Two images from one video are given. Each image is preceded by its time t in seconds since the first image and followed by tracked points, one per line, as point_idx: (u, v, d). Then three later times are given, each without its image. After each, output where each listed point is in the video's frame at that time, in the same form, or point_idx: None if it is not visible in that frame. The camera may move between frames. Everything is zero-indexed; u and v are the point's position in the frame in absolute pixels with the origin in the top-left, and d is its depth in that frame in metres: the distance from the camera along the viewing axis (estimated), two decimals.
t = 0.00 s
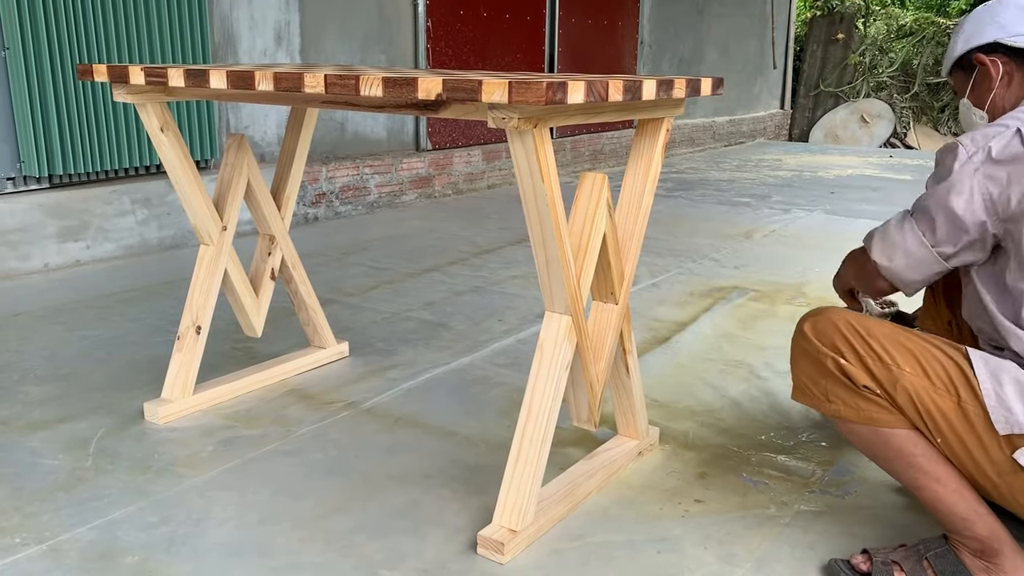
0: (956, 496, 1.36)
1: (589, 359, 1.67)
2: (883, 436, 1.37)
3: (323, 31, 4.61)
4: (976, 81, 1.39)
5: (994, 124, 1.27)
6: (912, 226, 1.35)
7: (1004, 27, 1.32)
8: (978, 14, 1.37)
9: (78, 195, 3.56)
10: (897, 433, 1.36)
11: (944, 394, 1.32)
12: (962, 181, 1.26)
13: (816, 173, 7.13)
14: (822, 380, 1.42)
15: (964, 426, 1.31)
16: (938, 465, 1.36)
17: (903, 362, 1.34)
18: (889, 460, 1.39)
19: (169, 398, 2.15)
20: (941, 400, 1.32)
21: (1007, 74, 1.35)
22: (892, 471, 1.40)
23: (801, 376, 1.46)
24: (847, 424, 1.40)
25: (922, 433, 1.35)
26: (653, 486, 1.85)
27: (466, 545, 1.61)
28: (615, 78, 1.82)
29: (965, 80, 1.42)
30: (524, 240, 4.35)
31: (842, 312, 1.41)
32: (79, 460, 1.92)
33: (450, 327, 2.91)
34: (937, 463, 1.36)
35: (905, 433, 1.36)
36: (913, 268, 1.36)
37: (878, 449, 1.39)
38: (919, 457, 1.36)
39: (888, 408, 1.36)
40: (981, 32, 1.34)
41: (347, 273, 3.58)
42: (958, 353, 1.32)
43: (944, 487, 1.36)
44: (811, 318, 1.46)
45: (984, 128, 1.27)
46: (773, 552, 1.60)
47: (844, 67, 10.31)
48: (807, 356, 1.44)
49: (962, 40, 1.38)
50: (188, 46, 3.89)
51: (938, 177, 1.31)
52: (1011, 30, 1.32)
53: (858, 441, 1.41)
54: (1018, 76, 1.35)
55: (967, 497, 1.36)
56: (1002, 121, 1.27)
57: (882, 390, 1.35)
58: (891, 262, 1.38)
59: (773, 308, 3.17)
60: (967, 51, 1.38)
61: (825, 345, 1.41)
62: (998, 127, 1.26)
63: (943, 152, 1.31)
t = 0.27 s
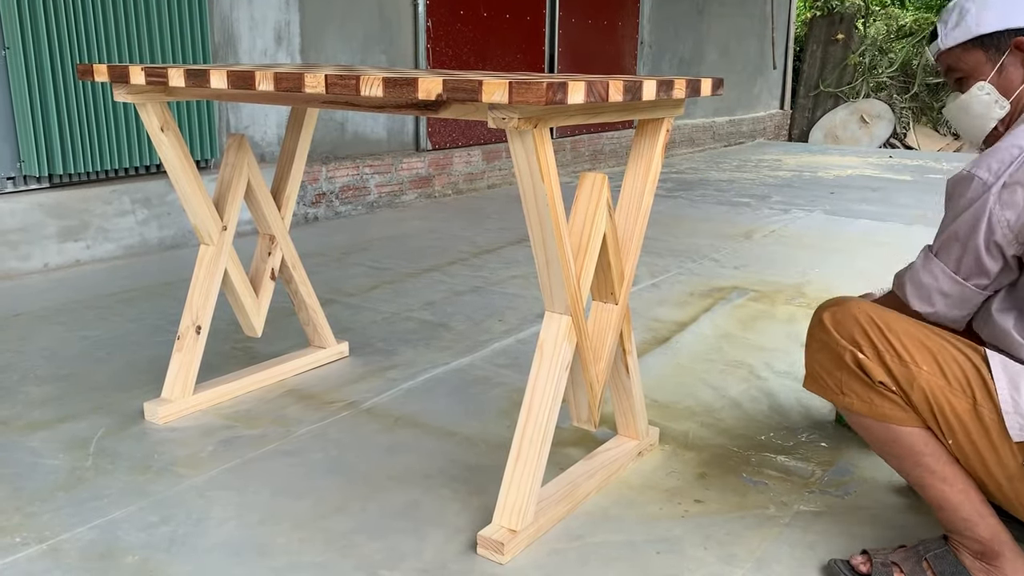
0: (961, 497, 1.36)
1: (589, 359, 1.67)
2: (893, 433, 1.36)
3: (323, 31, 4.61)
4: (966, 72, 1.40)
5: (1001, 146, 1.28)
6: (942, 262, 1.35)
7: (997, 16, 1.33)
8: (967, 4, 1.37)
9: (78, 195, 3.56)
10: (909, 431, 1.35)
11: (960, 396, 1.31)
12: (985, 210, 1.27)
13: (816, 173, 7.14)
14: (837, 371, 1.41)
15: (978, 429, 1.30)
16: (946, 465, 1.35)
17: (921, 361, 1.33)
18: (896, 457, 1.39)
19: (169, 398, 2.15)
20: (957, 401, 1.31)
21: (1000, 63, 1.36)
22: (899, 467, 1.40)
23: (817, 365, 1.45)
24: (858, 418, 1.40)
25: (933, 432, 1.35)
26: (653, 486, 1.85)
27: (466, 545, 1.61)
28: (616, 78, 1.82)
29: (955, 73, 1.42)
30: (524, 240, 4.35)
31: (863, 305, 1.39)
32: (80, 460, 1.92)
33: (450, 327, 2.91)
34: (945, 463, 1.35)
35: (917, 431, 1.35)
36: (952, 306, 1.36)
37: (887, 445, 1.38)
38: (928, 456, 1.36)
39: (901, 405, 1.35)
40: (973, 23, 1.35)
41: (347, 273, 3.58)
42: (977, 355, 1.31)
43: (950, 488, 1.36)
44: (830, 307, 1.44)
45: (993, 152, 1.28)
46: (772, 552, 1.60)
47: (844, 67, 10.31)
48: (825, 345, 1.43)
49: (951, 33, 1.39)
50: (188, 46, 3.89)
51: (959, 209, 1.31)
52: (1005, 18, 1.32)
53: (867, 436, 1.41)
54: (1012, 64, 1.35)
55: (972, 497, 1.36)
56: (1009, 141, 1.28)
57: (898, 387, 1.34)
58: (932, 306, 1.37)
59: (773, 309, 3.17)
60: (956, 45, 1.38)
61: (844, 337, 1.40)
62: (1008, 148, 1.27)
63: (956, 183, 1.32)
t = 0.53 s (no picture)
0: (991, 506, 1.32)
1: (588, 358, 1.67)
2: (956, 437, 1.29)
3: (323, 29, 4.61)
4: (918, 94, 1.42)
5: (999, 169, 1.29)
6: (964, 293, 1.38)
7: (948, 41, 1.34)
8: (915, 24, 1.38)
9: (78, 193, 3.56)
10: (969, 436, 1.29)
11: None
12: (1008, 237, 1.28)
13: (816, 173, 7.13)
14: (912, 359, 1.32)
15: None
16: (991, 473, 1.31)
17: (1009, 367, 1.26)
18: (945, 459, 1.32)
19: (169, 397, 2.15)
20: None
21: (954, 86, 1.38)
22: (942, 469, 1.33)
23: (887, 347, 1.35)
24: (918, 413, 1.32)
25: (994, 443, 1.29)
26: (652, 485, 1.85)
27: (465, 544, 1.61)
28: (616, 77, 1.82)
29: (906, 93, 1.44)
30: (524, 239, 4.35)
31: (956, 296, 1.30)
32: (79, 458, 1.92)
33: (450, 326, 2.91)
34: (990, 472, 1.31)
35: (979, 440, 1.29)
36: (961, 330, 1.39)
37: (941, 446, 1.31)
38: (976, 462, 1.30)
39: (973, 409, 1.28)
40: (924, 48, 1.36)
41: (347, 271, 3.58)
42: None
43: (985, 497, 1.32)
44: (916, 288, 1.34)
45: (993, 177, 1.30)
46: (771, 552, 1.60)
47: (844, 67, 10.30)
48: (905, 329, 1.33)
49: (899, 55, 1.40)
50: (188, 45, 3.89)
51: (974, 238, 1.33)
52: (956, 42, 1.34)
53: (920, 433, 1.33)
54: (965, 87, 1.38)
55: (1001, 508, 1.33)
56: (1006, 163, 1.29)
57: (978, 390, 1.27)
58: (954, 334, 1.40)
59: (773, 308, 3.17)
60: (908, 68, 1.40)
61: (931, 325, 1.30)
62: (1010, 170, 1.28)
63: (960, 214, 1.34)
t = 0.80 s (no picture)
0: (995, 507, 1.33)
1: (588, 358, 1.67)
2: (969, 441, 1.29)
3: (323, 29, 4.61)
4: (845, 125, 1.46)
5: (941, 194, 1.32)
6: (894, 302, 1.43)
7: (868, 76, 1.38)
8: (834, 61, 1.42)
9: (77, 193, 3.56)
10: (981, 439, 1.28)
11: None
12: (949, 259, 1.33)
13: (816, 173, 7.14)
14: (927, 363, 1.30)
15: None
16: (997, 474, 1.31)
17: None
18: (954, 463, 1.31)
19: (168, 396, 2.15)
20: None
21: (878, 117, 1.43)
22: (949, 473, 1.33)
23: (901, 349, 1.33)
24: (932, 416, 1.31)
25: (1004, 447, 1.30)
26: (652, 485, 1.85)
27: (464, 544, 1.61)
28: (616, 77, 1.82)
29: (833, 124, 1.49)
30: (523, 239, 4.35)
31: (973, 297, 1.29)
32: (78, 458, 1.92)
33: (449, 326, 2.91)
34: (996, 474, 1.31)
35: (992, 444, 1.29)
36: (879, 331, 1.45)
37: (951, 449, 1.31)
38: (985, 465, 1.30)
39: (988, 412, 1.27)
40: (846, 84, 1.40)
41: (347, 271, 3.59)
42: None
43: (989, 499, 1.32)
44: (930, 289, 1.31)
45: (934, 203, 1.32)
46: (770, 552, 1.60)
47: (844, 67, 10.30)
48: (921, 331, 1.31)
49: (822, 89, 1.44)
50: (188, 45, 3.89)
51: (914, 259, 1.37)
52: (876, 76, 1.38)
53: (933, 436, 1.32)
54: (889, 116, 1.43)
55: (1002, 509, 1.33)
56: (945, 187, 1.32)
57: (994, 393, 1.27)
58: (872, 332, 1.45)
59: (773, 309, 3.17)
60: (832, 102, 1.44)
61: (948, 328, 1.29)
62: (947, 195, 1.32)
63: (901, 237, 1.36)
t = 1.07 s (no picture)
0: (981, 504, 1.32)
1: (587, 359, 1.67)
2: (939, 442, 1.29)
3: (323, 30, 4.61)
4: (793, 164, 1.47)
5: (874, 222, 1.36)
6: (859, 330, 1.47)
7: (803, 116, 1.39)
8: (769, 107, 1.43)
9: (76, 193, 3.56)
10: (951, 439, 1.29)
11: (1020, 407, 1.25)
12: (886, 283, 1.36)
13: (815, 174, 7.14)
14: (887, 368, 1.32)
15: None
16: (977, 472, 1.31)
17: (986, 368, 1.25)
18: (929, 464, 1.32)
19: (168, 397, 2.15)
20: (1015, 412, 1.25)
21: (821, 152, 1.44)
22: (927, 472, 1.33)
23: (861, 357, 1.35)
24: (899, 421, 1.32)
25: (977, 442, 1.30)
26: (652, 486, 1.85)
27: (464, 545, 1.61)
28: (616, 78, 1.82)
29: (782, 164, 1.50)
30: (523, 240, 4.35)
31: (927, 300, 1.29)
32: (77, 458, 1.92)
33: (449, 327, 2.91)
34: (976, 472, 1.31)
35: (963, 440, 1.29)
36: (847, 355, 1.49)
37: (923, 451, 1.31)
38: (961, 464, 1.30)
39: (953, 412, 1.28)
40: (784, 127, 1.41)
41: (346, 272, 3.59)
42: None
43: (972, 496, 1.32)
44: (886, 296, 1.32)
45: (868, 231, 1.37)
46: (770, 553, 1.60)
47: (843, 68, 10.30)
48: (878, 338, 1.32)
49: (764, 135, 1.45)
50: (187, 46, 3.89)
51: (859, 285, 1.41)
52: (811, 117, 1.39)
53: (902, 440, 1.33)
54: (832, 150, 1.43)
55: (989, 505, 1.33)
56: (878, 214, 1.35)
57: (956, 394, 1.27)
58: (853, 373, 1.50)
59: (772, 309, 3.17)
60: (775, 145, 1.45)
61: (903, 333, 1.29)
62: (880, 221, 1.35)
63: (844, 265, 1.41)
